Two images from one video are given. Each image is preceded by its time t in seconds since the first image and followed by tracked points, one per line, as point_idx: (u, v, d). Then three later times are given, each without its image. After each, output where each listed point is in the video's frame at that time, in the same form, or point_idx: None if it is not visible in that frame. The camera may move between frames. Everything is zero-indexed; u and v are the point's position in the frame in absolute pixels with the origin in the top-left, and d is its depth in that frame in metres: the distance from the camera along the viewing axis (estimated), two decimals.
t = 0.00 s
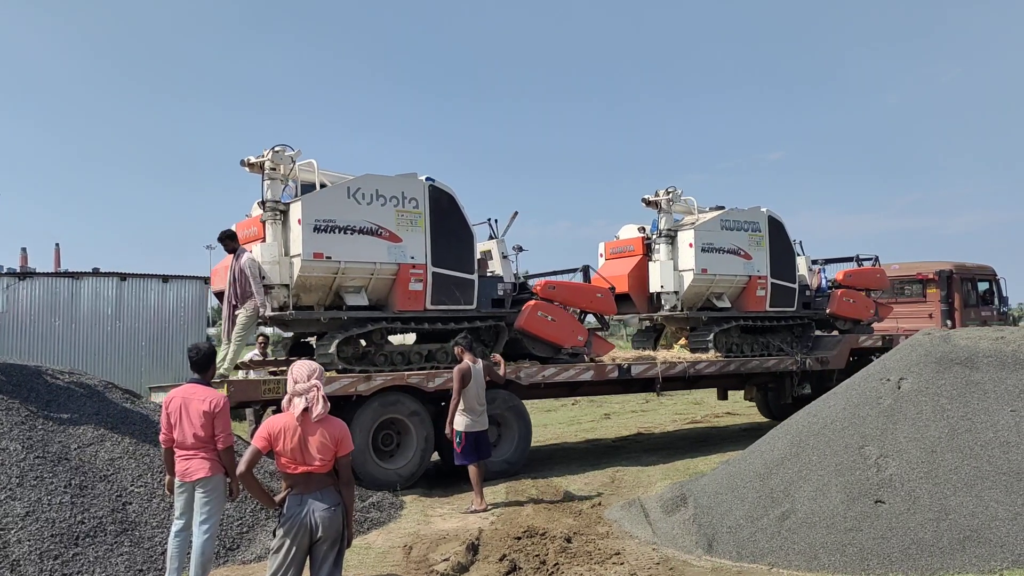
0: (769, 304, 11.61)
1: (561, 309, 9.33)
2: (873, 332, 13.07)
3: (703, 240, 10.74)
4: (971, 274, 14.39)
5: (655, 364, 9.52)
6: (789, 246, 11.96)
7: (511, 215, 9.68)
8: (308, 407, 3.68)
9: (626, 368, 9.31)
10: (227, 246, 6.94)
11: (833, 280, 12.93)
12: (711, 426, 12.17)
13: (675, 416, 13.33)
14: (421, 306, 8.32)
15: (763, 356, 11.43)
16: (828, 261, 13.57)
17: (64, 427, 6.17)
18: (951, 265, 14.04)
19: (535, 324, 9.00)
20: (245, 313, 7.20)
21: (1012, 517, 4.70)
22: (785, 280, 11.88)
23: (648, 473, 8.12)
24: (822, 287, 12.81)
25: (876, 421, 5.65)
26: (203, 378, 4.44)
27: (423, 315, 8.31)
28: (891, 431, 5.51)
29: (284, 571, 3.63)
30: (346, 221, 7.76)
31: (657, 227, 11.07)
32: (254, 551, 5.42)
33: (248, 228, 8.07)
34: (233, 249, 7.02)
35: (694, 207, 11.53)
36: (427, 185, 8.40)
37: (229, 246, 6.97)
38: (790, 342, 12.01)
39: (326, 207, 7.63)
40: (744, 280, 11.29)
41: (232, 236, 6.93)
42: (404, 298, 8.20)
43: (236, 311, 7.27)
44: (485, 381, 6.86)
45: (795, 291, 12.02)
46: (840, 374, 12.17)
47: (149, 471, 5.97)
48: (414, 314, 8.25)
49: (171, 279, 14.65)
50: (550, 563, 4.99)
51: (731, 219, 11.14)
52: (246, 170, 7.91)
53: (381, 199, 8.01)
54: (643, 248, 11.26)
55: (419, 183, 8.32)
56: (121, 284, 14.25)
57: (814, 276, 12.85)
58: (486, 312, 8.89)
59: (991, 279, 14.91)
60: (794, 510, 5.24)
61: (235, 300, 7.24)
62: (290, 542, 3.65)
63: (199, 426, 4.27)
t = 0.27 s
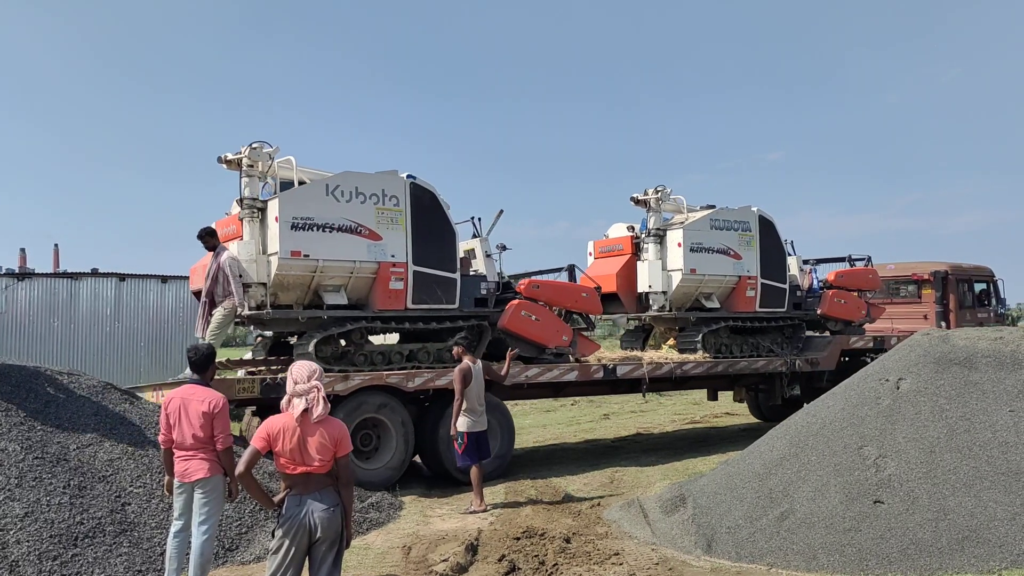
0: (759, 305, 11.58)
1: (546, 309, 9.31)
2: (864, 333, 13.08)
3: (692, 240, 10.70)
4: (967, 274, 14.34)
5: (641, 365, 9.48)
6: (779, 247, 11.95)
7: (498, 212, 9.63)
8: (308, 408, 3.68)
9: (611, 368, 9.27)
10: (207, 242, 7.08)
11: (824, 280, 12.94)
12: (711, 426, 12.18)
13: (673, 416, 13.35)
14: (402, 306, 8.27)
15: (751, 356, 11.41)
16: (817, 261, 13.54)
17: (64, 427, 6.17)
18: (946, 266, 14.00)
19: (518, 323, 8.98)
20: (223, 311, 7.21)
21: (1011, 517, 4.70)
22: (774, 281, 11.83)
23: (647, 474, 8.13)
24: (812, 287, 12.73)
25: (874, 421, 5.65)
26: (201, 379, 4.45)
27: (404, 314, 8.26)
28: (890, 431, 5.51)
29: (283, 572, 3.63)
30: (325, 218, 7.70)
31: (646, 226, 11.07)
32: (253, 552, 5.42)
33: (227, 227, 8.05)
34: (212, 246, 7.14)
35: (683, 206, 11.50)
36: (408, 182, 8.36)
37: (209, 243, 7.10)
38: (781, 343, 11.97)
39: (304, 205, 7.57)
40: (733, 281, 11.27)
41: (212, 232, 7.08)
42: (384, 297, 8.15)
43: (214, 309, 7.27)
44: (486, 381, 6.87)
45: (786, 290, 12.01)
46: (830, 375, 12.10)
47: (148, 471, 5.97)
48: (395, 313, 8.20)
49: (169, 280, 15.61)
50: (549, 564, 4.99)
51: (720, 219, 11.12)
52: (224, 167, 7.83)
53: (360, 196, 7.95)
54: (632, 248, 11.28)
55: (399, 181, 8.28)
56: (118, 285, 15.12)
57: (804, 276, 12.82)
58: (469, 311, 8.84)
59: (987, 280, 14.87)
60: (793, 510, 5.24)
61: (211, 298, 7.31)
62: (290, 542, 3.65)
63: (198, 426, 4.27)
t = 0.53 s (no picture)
0: (745, 303, 11.55)
1: (527, 306, 9.30)
2: (853, 332, 13.07)
3: (676, 238, 10.70)
4: (960, 273, 14.32)
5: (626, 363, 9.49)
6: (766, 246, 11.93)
7: (481, 211, 9.49)
8: (309, 408, 3.68)
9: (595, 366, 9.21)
10: (185, 241, 7.05)
11: (813, 279, 12.94)
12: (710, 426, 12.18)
13: (672, 416, 13.35)
14: (380, 303, 8.22)
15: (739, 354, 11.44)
16: (804, 260, 13.41)
17: (64, 427, 6.17)
18: (939, 265, 13.99)
19: (500, 321, 8.97)
20: (200, 309, 7.22)
21: (1010, 517, 4.70)
22: (762, 279, 11.82)
23: (646, 474, 8.14)
24: (801, 286, 12.90)
25: (874, 421, 5.65)
26: (202, 379, 4.44)
27: (382, 311, 8.21)
28: (889, 431, 5.52)
29: (282, 573, 3.62)
30: (301, 215, 7.66)
31: (631, 224, 11.01)
32: (253, 552, 5.42)
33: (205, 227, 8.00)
34: (190, 244, 7.11)
35: (667, 205, 11.46)
36: (386, 179, 8.33)
37: (187, 241, 7.07)
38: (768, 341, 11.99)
39: (279, 201, 7.53)
40: (719, 279, 11.24)
41: (190, 231, 7.05)
42: (362, 294, 8.09)
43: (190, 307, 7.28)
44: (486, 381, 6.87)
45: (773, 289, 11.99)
46: (817, 376, 12.16)
47: (147, 472, 5.97)
48: (373, 311, 8.15)
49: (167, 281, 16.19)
50: (549, 564, 4.99)
51: (705, 216, 11.08)
52: (198, 164, 7.82)
53: (337, 193, 7.91)
54: (616, 247, 11.26)
55: (377, 178, 8.25)
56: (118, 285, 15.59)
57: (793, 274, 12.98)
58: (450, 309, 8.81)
59: (983, 279, 14.88)
60: (792, 510, 5.25)
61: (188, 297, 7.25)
62: (289, 542, 3.65)
63: (197, 426, 4.27)
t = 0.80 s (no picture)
0: (734, 301, 11.55)
1: (511, 303, 9.31)
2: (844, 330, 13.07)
3: (663, 236, 10.70)
4: (952, 271, 14.30)
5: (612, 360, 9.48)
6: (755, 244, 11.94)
7: (463, 209, 10.10)
8: (310, 409, 3.68)
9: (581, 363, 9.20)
10: (159, 235, 6.95)
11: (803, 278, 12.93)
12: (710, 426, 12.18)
13: (672, 416, 13.36)
14: (361, 299, 8.21)
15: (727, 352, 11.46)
16: (793, 258, 13.40)
17: (63, 427, 6.16)
18: (931, 264, 13.99)
19: (483, 317, 8.98)
20: (177, 303, 7.15)
21: (1010, 516, 4.70)
22: (751, 277, 11.82)
23: (646, 474, 8.14)
24: (789, 282, 12.96)
25: (873, 421, 5.65)
26: (201, 380, 4.44)
27: (363, 308, 8.21)
28: (890, 431, 5.52)
29: (282, 573, 3.61)
30: (279, 211, 7.63)
31: (618, 223, 11.00)
32: (253, 552, 5.42)
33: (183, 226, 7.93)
34: (165, 240, 7.00)
35: (654, 203, 11.47)
36: (365, 174, 8.31)
37: (161, 236, 6.97)
38: (756, 340, 12.04)
39: (257, 196, 7.49)
40: (707, 278, 11.23)
41: (164, 226, 6.98)
42: (342, 290, 8.08)
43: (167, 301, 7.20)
44: (486, 385, 6.86)
45: (762, 287, 11.99)
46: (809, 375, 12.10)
47: (147, 472, 5.96)
48: (353, 307, 8.15)
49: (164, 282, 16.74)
50: (549, 564, 4.99)
51: (692, 214, 11.08)
52: (174, 161, 7.81)
53: (316, 188, 7.89)
54: (604, 246, 11.22)
55: (356, 173, 8.23)
56: (116, 286, 16.28)
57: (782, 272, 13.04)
58: (432, 306, 8.81)
59: (977, 278, 14.89)
60: (792, 510, 5.24)
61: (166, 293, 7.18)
62: (289, 542, 3.64)
63: (197, 427, 4.26)
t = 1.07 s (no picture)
0: (726, 299, 11.54)
1: (498, 300, 9.32)
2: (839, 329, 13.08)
3: (652, 234, 10.68)
4: (949, 271, 14.31)
5: (602, 357, 9.46)
6: (747, 242, 11.92)
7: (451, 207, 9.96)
8: (310, 409, 3.68)
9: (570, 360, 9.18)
10: (136, 234, 7.07)
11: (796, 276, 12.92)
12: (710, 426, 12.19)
13: (672, 417, 13.36)
14: (346, 295, 8.20)
15: (721, 351, 11.48)
16: (786, 258, 13.38)
17: (63, 428, 6.17)
18: (927, 264, 14.00)
19: (470, 314, 8.99)
20: (159, 300, 7.29)
21: (1010, 517, 4.70)
22: (743, 275, 11.81)
23: (646, 474, 8.14)
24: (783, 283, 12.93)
25: (873, 422, 5.64)
26: (201, 380, 4.44)
27: (348, 304, 8.20)
28: (890, 431, 5.51)
29: (281, 574, 3.61)
30: (262, 206, 7.63)
31: (608, 221, 10.99)
32: (252, 553, 5.41)
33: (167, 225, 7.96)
34: (143, 238, 7.12)
35: (645, 201, 11.45)
36: (349, 170, 8.30)
37: (139, 235, 7.09)
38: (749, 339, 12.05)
39: (239, 192, 7.50)
40: (699, 276, 11.21)
41: (141, 224, 7.08)
42: (327, 286, 8.07)
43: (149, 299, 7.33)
44: (486, 386, 6.86)
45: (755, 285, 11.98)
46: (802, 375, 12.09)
47: (146, 473, 5.96)
48: (339, 303, 8.13)
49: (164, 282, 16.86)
50: (549, 564, 4.99)
51: (683, 212, 11.07)
52: (157, 158, 7.80)
53: (299, 184, 7.88)
54: (595, 245, 11.21)
55: (340, 169, 8.22)
56: (116, 286, 16.36)
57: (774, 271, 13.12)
58: (419, 302, 8.79)
59: (974, 278, 14.89)
60: (792, 510, 5.24)
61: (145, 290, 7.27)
62: (288, 542, 3.64)
63: (196, 427, 4.26)
